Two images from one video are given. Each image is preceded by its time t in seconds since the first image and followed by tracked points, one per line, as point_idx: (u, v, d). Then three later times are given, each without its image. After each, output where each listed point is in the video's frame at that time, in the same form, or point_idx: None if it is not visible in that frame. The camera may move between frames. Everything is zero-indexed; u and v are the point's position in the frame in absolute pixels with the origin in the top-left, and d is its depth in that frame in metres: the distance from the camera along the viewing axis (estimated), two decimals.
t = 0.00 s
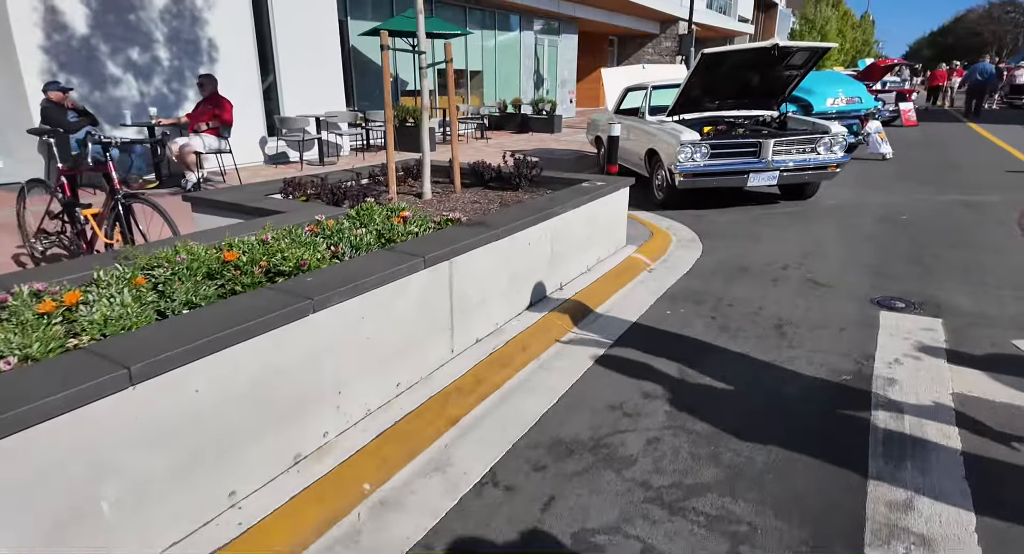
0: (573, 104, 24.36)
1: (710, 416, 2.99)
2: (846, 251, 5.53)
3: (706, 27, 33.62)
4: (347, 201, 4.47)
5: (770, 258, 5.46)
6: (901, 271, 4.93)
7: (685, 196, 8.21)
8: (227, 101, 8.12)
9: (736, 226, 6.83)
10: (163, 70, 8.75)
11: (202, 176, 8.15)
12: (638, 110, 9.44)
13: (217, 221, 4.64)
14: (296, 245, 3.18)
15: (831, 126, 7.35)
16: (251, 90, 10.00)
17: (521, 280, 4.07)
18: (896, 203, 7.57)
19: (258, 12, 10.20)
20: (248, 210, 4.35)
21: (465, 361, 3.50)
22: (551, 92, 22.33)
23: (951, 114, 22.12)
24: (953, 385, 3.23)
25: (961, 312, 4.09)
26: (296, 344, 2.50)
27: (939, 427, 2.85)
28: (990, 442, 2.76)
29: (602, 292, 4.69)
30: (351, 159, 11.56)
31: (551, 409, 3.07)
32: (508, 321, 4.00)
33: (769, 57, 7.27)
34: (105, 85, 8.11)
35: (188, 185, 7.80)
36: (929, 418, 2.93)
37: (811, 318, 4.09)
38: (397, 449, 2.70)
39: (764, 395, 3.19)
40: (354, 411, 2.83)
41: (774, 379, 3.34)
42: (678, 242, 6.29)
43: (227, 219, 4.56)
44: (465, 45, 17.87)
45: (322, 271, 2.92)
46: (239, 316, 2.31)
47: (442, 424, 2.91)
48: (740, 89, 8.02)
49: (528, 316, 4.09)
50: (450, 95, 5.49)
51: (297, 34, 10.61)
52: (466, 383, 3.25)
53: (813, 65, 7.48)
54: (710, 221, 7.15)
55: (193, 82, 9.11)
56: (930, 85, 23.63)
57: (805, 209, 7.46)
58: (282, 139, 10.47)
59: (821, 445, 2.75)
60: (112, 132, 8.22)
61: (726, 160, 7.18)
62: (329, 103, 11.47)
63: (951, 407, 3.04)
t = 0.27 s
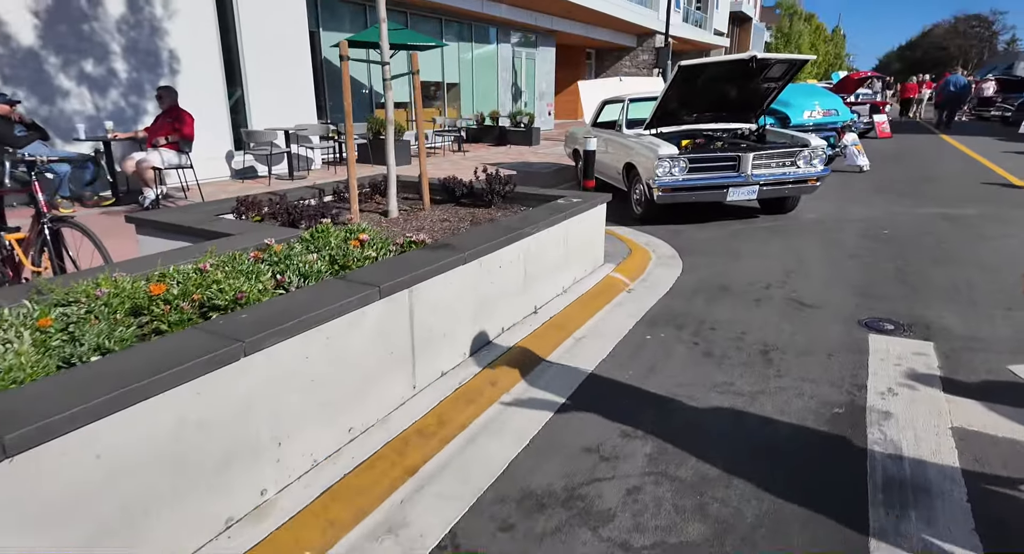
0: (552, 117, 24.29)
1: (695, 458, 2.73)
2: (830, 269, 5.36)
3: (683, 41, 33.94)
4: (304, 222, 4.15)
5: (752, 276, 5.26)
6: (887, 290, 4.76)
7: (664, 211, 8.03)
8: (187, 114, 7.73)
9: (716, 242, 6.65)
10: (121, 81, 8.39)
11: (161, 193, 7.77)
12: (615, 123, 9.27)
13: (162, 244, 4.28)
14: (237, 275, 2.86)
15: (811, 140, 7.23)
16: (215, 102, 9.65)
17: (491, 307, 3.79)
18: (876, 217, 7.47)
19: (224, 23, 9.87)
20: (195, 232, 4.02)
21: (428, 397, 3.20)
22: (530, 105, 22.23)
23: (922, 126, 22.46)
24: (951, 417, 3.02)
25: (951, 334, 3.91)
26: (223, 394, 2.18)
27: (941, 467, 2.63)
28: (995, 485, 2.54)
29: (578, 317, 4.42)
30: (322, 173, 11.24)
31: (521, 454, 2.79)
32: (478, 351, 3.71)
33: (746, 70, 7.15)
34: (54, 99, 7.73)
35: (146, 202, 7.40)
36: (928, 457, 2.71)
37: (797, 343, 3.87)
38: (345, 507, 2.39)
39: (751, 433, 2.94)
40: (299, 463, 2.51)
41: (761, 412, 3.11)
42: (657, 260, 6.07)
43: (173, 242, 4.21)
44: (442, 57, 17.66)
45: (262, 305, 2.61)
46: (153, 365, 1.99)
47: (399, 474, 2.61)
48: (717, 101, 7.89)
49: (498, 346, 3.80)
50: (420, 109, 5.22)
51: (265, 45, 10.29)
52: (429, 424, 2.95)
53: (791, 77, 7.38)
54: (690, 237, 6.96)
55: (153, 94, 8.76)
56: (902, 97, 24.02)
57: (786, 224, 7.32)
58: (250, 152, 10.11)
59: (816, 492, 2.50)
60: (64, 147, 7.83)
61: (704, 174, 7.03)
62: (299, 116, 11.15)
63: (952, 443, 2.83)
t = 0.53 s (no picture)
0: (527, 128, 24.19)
1: (669, 509, 2.51)
2: (806, 287, 5.21)
3: (656, 52, 34.24)
4: (250, 246, 3.85)
5: (728, 296, 5.10)
6: (865, 310, 4.62)
7: (638, 226, 7.88)
8: (140, 129, 7.37)
9: (691, 258, 6.49)
10: (68, 95, 8.03)
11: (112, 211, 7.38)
12: (588, 136, 9.11)
13: (94, 272, 3.93)
14: (159, 314, 2.56)
15: (785, 153, 7.13)
16: (174, 115, 9.29)
17: (451, 337, 3.52)
18: (851, 231, 7.40)
19: (183, 33, 9.51)
20: (129, 260, 3.70)
21: (381, 441, 2.93)
22: (504, 116, 22.10)
23: (891, 136, 22.83)
24: (939, 452, 2.84)
25: (933, 357, 3.77)
26: (129, 461, 1.88)
27: (932, 512, 2.44)
28: (991, 531, 2.36)
29: (548, 343, 4.17)
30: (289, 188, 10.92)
31: (480, 508, 2.53)
32: (438, 385, 3.44)
33: (719, 82, 7.04)
34: None
35: (95, 221, 6.99)
36: (919, 500, 2.51)
37: (775, 370, 3.69)
38: None
39: (730, 475, 2.73)
40: (225, 528, 2.22)
41: (739, 451, 2.90)
42: (631, 278, 5.88)
43: (106, 271, 3.88)
44: (414, 68, 17.43)
45: (184, 349, 2.31)
46: (35, 432, 1.70)
47: (341, 536, 2.33)
48: (690, 114, 7.78)
49: (460, 379, 3.53)
50: (380, 124, 4.96)
51: (227, 56, 9.96)
52: (379, 474, 2.68)
53: (764, 90, 7.28)
54: (664, 253, 6.80)
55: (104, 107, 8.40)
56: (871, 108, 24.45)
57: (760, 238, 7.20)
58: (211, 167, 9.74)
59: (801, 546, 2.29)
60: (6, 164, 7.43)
61: (678, 189, 6.88)
62: (264, 128, 10.82)
63: (943, 482, 2.64)
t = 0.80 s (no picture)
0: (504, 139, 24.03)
1: None
2: (785, 304, 5.01)
3: (632, 64, 34.44)
4: (184, 269, 3.51)
5: (704, 314, 4.87)
6: (847, 328, 4.41)
7: (612, 239, 7.66)
8: (86, 141, 6.95)
9: (666, 274, 6.28)
10: (11, 105, 7.63)
11: (57, 228, 6.95)
12: (561, 147, 8.90)
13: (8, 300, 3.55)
14: (51, 355, 2.22)
15: (760, 164, 6.98)
16: (128, 126, 8.89)
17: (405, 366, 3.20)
18: (828, 243, 7.26)
19: (139, 41, 9.10)
20: (45, 286, 3.33)
21: (321, 491, 2.59)
22: (480, 127, 21.90)
23: (863, 146, 23.11)
24: (934, 491, 2.60)
25: (919, 380, 3.56)
26: None
27: None
28: None
29: (515, 368, 3.85)
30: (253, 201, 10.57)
31: None
32: (390, 421, 3.11)
33: (692, 92, 6.87)
34: None
35: (36, 237, 6.49)
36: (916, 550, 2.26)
37: (754, 396, 3.45)
38: None
39: (708, 523, 2.46)
40: None
41: (718, 493, 2.64)
42: (604, 295, 5.63)
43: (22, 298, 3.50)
44: (387, 79, 17.14)
45: (72, 398, 1.98)
46: None
47: None
48: (664, 125, 7.61)
49: (414, 413, 3.19)
50: (335, 136, 4.62)
51: (184, 63, 9.56)
52: (313, 533, 2.34)
53: (738, 101, 7.13)
54: (639, 267, 6.58)
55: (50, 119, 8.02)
56: (843, 119, 24.77)
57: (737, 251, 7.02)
58: (169, 180, 9.34)
59: None
60: None
61: (653, 202, 6.68)
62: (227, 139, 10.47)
63: (940, 527, 2.39)
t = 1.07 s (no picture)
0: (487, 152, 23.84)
1: None
2: (771, 329, 4.79)
3: (615, 77, 34.55)
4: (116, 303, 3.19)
5: (687, 340, 4.62)
6: (836, 356, 4.19)
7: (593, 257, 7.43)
8: (39, 159, 6.62)
9: (648, 294, 6.05)
10: None
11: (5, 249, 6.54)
12: (541, 162, 8.67)
13: None
14: None
15: (743, 181, 6.80)
16: (90, 140, 8.53)
17: (360, 410, 2.91)
18: (813, 261, 7.09)
19: (101, 53, 8.75)
20: None
21: None
22: (463, 141, 21.70)
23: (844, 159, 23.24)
24: (940, 550, 2.34)
25: (916, 415, 3.33)
26: None
27: None
28: None
29: (484, 405, 3.56)
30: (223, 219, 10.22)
31: None
32: (342, 473, 2.81)
33: (673, 107, 6.69)
34: None
35: None
36: None
37: (741, 435, 3.19)
38: None
39: None
40: None
41: None
42: (584, 319, 5.37)
43: None
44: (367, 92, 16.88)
45: None
46: None
47: None
48: (645, 140, 7.42)
49: (368, 463, 2.89)
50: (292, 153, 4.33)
51: (151, 75, 9.23)
52: None
53: (720, 115, 6.97)
54: (620, 287, 6.33)
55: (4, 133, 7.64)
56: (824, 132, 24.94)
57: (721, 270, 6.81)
58: (133, 197, 8.97)
59: None
60: None
61: (633, 219, 6.46)
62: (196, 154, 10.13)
63: None
